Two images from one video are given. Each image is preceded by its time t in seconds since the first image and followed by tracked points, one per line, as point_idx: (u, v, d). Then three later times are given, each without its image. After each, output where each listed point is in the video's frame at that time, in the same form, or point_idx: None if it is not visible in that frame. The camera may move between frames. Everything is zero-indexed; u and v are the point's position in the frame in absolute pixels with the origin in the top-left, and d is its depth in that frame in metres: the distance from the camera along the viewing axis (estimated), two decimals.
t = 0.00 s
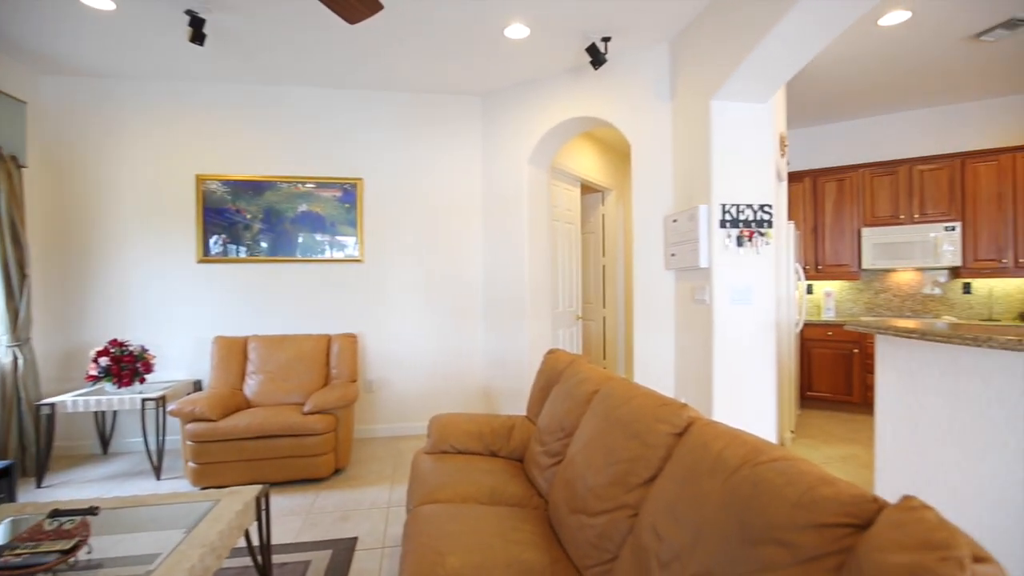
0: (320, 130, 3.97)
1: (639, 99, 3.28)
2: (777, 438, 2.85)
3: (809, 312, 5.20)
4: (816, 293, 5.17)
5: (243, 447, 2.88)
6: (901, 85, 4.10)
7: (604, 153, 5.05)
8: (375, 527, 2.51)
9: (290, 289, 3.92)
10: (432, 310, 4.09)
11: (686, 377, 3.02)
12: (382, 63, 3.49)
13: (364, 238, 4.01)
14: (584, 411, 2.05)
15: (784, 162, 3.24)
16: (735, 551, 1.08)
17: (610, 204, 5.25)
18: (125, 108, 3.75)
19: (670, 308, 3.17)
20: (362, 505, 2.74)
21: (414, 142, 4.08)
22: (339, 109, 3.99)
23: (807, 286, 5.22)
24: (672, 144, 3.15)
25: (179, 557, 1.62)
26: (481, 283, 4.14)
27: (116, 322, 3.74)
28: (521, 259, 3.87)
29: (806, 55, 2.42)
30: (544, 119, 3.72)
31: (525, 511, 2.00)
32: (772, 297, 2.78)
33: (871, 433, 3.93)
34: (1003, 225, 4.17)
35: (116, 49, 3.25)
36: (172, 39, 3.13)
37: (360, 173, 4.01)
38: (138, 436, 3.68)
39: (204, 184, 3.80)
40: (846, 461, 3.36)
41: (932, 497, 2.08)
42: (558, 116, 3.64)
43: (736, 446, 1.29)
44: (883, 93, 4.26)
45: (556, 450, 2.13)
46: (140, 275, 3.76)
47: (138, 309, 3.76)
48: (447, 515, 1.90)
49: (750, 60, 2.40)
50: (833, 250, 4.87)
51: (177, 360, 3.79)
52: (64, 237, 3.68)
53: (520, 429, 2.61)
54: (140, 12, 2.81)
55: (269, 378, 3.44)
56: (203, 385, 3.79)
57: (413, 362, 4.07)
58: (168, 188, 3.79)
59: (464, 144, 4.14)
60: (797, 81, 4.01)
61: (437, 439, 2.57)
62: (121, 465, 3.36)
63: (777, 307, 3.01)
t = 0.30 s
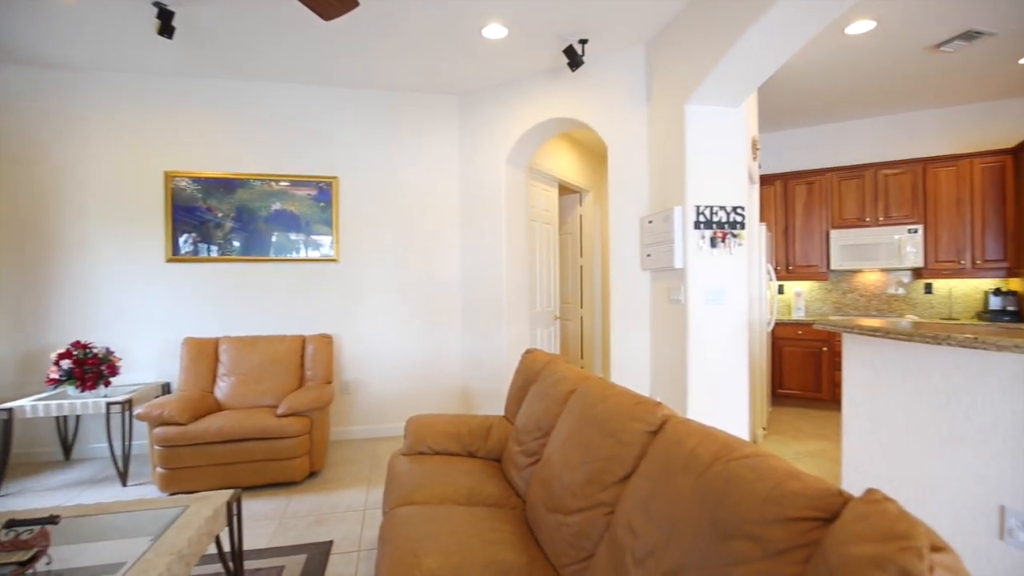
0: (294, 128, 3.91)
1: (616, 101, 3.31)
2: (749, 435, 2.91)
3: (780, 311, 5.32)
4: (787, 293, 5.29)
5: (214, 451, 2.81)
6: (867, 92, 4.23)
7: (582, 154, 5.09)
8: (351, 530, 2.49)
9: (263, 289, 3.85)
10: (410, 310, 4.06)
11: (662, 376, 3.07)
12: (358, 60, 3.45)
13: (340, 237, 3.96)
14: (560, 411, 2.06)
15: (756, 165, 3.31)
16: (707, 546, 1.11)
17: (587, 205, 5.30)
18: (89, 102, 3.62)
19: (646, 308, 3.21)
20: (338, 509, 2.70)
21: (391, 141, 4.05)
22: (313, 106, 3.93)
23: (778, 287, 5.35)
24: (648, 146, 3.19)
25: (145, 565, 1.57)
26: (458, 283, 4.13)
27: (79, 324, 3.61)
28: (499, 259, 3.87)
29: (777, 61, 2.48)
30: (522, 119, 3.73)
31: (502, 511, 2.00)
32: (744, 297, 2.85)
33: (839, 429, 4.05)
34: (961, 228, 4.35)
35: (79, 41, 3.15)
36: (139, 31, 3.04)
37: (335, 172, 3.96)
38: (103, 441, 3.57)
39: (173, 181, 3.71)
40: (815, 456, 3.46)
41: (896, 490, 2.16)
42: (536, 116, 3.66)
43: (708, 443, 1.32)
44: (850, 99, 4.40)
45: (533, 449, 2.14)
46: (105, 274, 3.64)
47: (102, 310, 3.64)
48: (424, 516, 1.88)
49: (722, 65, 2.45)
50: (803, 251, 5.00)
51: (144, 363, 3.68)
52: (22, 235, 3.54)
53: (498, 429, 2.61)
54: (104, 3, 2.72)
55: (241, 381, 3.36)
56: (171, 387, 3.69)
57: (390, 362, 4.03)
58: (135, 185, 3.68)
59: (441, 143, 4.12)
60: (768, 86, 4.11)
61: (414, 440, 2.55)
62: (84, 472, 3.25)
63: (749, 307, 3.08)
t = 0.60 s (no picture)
0: (270, 125, 3.84)
1: (595, 102, 3.34)
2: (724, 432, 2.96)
3: (755, 311, 5.43)
4: (762, 293, 5.40)
5: (186, 455, 2.75)
6: (839, 97, 4.34)
7: (561, 154, 5.12)
8: (328, 533, 2.45)
9: (238, 289, 3.77)
10: (389, 310, 4.03)
11: (640, 375, 3.10)
12: (336, 58, 3.41)
13: (317, 237, 3.90)
14: (539, 411, 2.06)
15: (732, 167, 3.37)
16: (683, 543, 1.12)
17: (567, 205, 5.33)
18: (54, 96, 3.50)
19: (625, 307, 3.24)
20: (315, 512, 2.67)
21: (370, 139, 4.01)
22: (290, 103, 3.87)
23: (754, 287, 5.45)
24: (626, 148, 3.22)
25: (112, 573, 1.53)
26: (438, 283, 4.11)
27: (43, 325, 3.49)
28: (479, 259, 3.87)
29: (752, 65, 2.53)
30: (501, 119, 3.73)
31: (481, 511, 2.00)
32: (720, 297, 2.90)
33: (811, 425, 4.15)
34: (928, 230, 4.49)
35: (43, 32, 3.04)
36: (107, 24, 2.95)
37: (313, 170, 3.90)
38: (70, 446, 3.46)
39: (143, 178, 3.61)
40: (788, 453, 3.54)
41: (864, 485, 2.22)
42: (516, 117, 3.66)
43: (684, 441, 1.33)
44: (822, 104, 4.50)
45: (512, 449, 2.14)
46: (72, 274, 3.52)
47: (68, 310, 3.52)
48: (403, 519, 1.87)
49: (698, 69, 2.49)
50: (777, 252, 5.11)
51: (112, 365, 3.58)
52: None
53: (477, 429, 2.61)
54: None
55: (215, 383, 3.29)
56: (142, 390, 3.59)
57: (368, 363, 3.99)
58: (103, 182, 3.58)
59: (420, 143, 4.10)
60: (744, 90, 4.18)
61: (392, 441, 2.53)
62: (49, 478, 3.14)
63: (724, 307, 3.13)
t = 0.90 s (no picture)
0: (245, 122, 3.77)
1: (574, 104, 3.36)
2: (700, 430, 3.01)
3: (732, 310, 5.53)
4: (739, 293, 5.50)
5: (158, 459, 2.68)
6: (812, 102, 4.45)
7: (541, 155, 5.13)
8: (305, 537, 2.42)
9: (213, 289, 3.70)
10: (368, 310, 3.99)
11: (619, 375, 3.13)
12: (314, 55, 3.37)
13: (294, 236, 3.84)
14: (519, 411, 2.07)
15: (710, 169, 3.42)
16: (661, 540, 1.13)
17: (547, 205, 5.35)
18: (18, 89, 3.38)
19: (604, 308, 3.26)
20: (292, 516, 2.63)
21: (349, 138, 3.96)
22: (266, 100, 3.81)
23: (730, 287, 5.55)
24: (606, 150, 3.25)
25: None
26: (417, 282, 4.08)
27: (6, 327, 3.36)
28: (459, 259, 3.86)
29: (728, 70, 2.57)
30: (482, 119, 3.73)
31: (461, 512, 2.00)
32: (697, 297, 2.94)
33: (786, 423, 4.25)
34: (896, 232, 4.63)
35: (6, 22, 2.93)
36: (74, 16, 2.86)
37: (290, 168, 3.85)
38: (34, 452, 3.34)
39: (113, 175, 3.51)
40: (763, 450, 3.61)
41: (835, 480, 2.28)
42: (497, 117, 3.66)
43: (662, 439, 1.35)
44: (797, 108, 4.61)
45: (492, 449, 2.14)
46: (39, 273, 3.41)
47: (33, 311, 3.40)
48: (382, 521, 1.85)
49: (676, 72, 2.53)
50: (753, 253, 5.21)
51: (80, 368, 3.47)
52: None
53: (457, 429, 2.60)
54: None
55: (188, 385, 3.22)
56: (111, 393, 3.49)
57: (347, 364, 3.95)
58: (71, 179, 3.47)
59: (400, 141, 4.07)
60: (721, 94, 4.26)
61: (371, 443, 2.51)
62: (13, 485, 3.04)
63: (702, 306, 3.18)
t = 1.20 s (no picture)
0: (219, 118, 3.69)
1: (554, 104, 3.37)
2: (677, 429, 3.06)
3: (709, 310, 5.62)
4: (716, 293, 5.59)
5: (128, 464, 2.61)
6: (786, 106, 4.55)
7: (522, 155, 5.14)
8: (281, 541, 2.38)
9: (185, 289, 3.61)
10: (346, 311, 3.94)
11: (598, 374, 3.16)
12: (290, 51, 3.31)
13: (270, 235, 3.78)
14: (498, 411, 2.07)
15: (687, 172, 3.46)
16: (637, 537, 1.15)
17: (528, 205, 5.36)
18: None
19: (584, 308, 3.29)
20: (267, 520, 2.58)
21: (326, 136, 3.91)
22: (241, 96, 3.73)
23: (707, 287, 5.64)
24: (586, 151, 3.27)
25: None
26: (396, 282, 4.05)
27: None
28: (439, 259, 3.84)
29: (704, 73, 2.62)
30: (462, 118, 3.72)
31: (440, 514, 1.99)
32: (674, 297, 2.99)
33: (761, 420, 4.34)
34: (866, 234, 4.77)
35: None
36: (37, 6, 2.76)
37: (266, 166, 3.78)
38: None
39: (80, 171, 3.40)
40: (739, 447, 3.68)
41: (807, 476, 2.34)
42: (476, 116, 3.65)
43: (638, 437, 1.37)
44: (771, 112, 4.71)
45: (471, 450, 2.14)
46: (1, 273, 3.29)
47: None
48: (360, 524, 1.83)
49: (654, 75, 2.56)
50: (729, 254, 5.30)
51: (45, 371, 3.35)
52: None
53: (436, 430, 2.59)
54: None
55: (160, 388, 3.14)
56: (78, 397, 3.39)
57: (325, 365, 3.90)
58: (34, 175, 3.35)
59: (379, 140, 4.03)
60: (698, 97, 4.33)
61: (348, 445, 2.48)
62: None
63: (679, 306, 3.23)
